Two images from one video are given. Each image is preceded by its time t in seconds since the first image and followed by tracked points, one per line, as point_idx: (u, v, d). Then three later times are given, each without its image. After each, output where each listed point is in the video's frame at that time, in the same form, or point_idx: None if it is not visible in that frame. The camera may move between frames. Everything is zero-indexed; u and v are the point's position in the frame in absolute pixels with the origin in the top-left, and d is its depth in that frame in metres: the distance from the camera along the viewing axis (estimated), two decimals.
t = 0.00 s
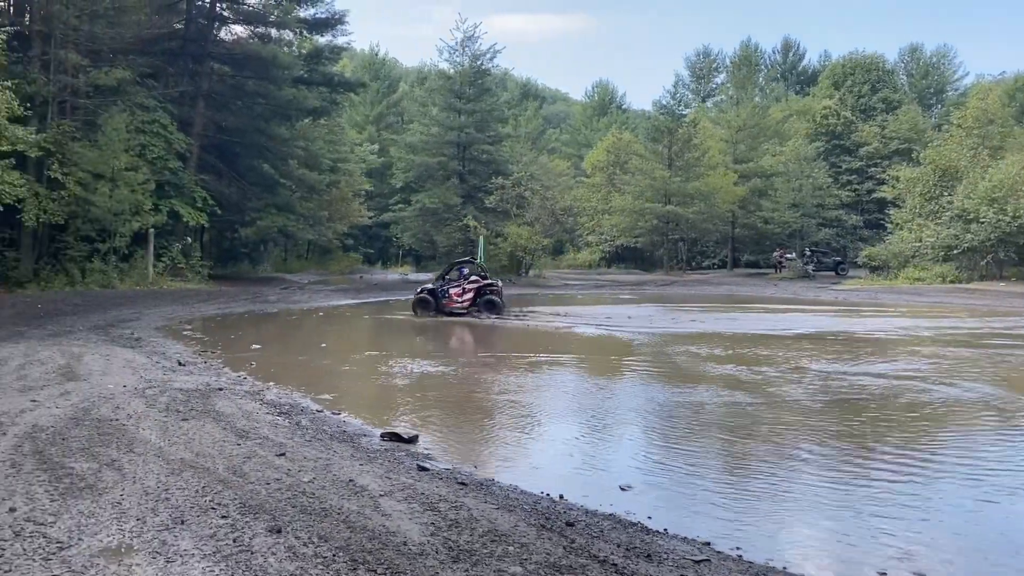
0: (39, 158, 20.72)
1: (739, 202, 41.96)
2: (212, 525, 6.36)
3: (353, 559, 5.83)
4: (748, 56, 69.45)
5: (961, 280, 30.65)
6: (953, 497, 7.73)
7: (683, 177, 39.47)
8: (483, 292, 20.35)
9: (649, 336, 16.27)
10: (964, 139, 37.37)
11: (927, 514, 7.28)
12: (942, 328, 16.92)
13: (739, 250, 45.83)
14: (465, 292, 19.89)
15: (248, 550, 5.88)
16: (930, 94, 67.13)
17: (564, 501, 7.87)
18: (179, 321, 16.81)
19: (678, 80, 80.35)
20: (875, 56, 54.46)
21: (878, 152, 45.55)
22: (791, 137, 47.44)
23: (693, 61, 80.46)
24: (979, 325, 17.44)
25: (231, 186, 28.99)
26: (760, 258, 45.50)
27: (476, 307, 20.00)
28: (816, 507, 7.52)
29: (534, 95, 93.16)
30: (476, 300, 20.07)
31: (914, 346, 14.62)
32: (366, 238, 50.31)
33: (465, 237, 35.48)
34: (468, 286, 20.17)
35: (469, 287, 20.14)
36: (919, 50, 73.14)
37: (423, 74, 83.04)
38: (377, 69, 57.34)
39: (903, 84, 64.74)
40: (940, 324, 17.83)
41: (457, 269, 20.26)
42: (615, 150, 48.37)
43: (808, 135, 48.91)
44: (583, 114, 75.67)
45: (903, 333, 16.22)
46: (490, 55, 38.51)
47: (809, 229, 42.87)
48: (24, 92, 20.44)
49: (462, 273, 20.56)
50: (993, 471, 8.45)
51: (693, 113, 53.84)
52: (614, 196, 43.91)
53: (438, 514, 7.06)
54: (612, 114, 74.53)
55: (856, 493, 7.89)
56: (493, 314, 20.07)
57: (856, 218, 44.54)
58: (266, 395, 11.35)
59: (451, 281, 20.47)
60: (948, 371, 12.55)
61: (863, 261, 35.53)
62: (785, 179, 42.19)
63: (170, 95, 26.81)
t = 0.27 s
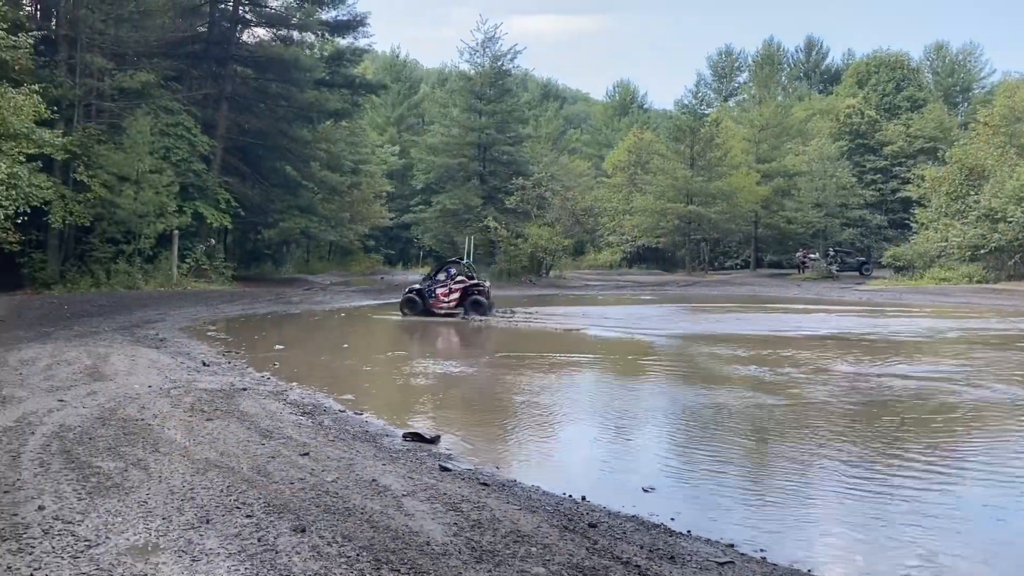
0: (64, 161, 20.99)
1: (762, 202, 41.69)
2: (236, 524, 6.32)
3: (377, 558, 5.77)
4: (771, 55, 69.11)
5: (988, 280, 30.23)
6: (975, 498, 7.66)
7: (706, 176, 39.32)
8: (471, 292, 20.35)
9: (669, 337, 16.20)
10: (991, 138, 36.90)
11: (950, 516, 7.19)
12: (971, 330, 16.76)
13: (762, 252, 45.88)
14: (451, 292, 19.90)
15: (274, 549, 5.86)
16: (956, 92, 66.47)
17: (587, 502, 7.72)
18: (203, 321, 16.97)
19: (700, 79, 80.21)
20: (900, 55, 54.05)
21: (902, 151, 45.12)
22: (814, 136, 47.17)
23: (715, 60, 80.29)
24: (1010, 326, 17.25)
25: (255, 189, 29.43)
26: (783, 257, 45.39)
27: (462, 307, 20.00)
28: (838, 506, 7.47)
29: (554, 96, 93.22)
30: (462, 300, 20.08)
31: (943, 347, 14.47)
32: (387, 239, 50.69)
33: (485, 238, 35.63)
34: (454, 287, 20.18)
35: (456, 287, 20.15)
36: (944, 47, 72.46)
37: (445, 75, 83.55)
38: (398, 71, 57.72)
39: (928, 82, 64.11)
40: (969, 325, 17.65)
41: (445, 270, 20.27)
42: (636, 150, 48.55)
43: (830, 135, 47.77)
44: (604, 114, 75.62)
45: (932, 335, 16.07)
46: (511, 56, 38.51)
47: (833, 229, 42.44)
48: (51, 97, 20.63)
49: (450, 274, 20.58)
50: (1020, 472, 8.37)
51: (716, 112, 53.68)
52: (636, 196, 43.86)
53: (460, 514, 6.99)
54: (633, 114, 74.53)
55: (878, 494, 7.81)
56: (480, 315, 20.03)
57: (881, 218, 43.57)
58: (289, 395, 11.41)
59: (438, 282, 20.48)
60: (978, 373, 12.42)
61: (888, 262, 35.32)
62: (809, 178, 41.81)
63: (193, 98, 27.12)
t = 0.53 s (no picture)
0: (89, 163, 21.38)
1: (783, 202, 41.51)
2: (259, 524, 6.11)
3: (398, 559, 5.55)
4: (791, 54, 68.79)
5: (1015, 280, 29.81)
6: (1001, 498, 7.54)
7: (727, 176, 39.11)
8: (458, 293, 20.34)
9: (689, 339, 16.07)
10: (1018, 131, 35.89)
11: (979, 518, 6.98)
12: (999, 331, 16.59)
13: (782, 253, 46.04)
14: (436, 293, 19.89)
15: (295, 550, 5.63)
16: (980, 91, 65.82)
17: (608, 504, 7.50)
18: (224, 322, 17.06)
19: (719, 79, 80.08)
20: (923, 53, 53.55)
21: (924, 151, 44.90)
22: (835, 135, 46.95)
23: (735, 60, 80.13)
24: None
25: (276, 191, 29.76)
26: (805, 258, 45.36)
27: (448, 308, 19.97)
28: (863, 506, 7.32)
29: (573, 97, 93.34)
30: (448, 301, 20.03)
31: (971, 350, 14.30)
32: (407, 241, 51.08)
33: (504, 239, 35.66)
34: (439, 288, 20.15)
35: (442, 288, 20.14)
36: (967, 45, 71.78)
37: (465, 77, 83.96)
38: (416, 73, 58.11)
39: (951, 81, 63.54)
40: (996, 326, 17.45)
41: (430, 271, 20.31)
42: (655, 149, 48.40)
43: (852, 134, 47.73)
44: (623, 114, 75.49)
45: (960, 337, 15.89)
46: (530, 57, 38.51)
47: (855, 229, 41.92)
48: (75, 100, 20.93)
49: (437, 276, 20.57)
50: None
51: (736, 112, 53.53)
52: (655, 197, 43.76)
53: (481, 515, 6.70)
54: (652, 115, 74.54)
55: (904, 495, 7.62)
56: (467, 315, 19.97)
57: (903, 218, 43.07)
58: (310, 397, 11.40)
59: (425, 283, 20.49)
60: (1006, 375, 12.26)
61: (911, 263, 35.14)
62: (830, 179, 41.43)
63: (214, 100, 27.45)
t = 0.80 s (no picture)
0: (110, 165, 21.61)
1: (801, 203, 41.32)
2: (278, 524, 6.04)
3: (417, 559, 5.49)
4: (809, 53, 68.50)
5: None
6: None
7: (745, 177, 38.95)
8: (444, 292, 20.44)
9: (707, 341, 15.99)
10: None
11: (999, 519, 6.91)
12: None
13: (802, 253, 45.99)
14: (419, 293, 20.00)
15: (313, 548, 5.57)
16: (1003, 89, 65.18)
17: (626, 505, 7.46)
18: (243, 323, 17.18)
19: (737, 79, 79.92)
20: (944, 51, 53.03)
21: (945, 150, 44.55)
22: (854, 135, 46.70)
23: (753, 60, 79.94)
24: None
25: (294, 193, 30.03)
26: (824, 258, 45.13)
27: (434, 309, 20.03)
28: (882, 506, 7.27)
29: (590, 98, 93.53)
30: (433, 301, 20.10)
31: (997, 351, 14.14)
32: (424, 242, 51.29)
33: (520, 240, 35.66)
34: (424, 289, 20.26)
35: (427, 288, 20.24)
36: (989, 44, 71.07)
37: (482, 78, 84.38)
38: (433, 75, 58.40)
39: (973, 80, 62.93)
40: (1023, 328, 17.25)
41: (416, 271, 20.51)
42: (672, 150, 48.37)
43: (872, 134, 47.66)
44: (640, 115, 75.45)
45: (986, 338, 15.73)
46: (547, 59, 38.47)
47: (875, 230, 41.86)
48: (96, 103, 21.13)
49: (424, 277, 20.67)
50: None
51: (755, 113, 53.38)
52: (673, 197, 43.67)
53: (499, 515, 6.62)
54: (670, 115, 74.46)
55: (923, 496, 7.55)
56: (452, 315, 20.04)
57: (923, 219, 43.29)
58: (328, 397, 11.42)
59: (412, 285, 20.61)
60: None
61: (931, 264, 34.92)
62: (849, 179, 41.17)
63: (233, 103, 27.75)
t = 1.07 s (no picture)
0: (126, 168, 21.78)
1: (817, 203, 41.10)
2: (293, 525, 6.05)
3: (431, 560, 5.49)
4: (824, 53, 68.23)
5: None
6: None
7: (760, 178, 38.81)
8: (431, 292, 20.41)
9: (722, 343, 15.93)
10: None
11: (1016, 522, 6.87)
12: None
13: (816, 255, 45.75)
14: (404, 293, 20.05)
15: (328, 549, 5.58)
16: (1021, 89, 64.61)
17: (640, 507, 7.45)
18: (258, 324, 17.29)
19: (751, 79, 79.76)
20: (961, 51, 52.71)
21: (962, 151, 44.23)
22: (870, 136, 46.49)
23: (767, 61, 79.74)
24: None
25: (308, 195, 30.26)
26: (839, 260, 44.90)
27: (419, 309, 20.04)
28: (897, 507, 7.27)
29: (603, 99, 93.63)
30: (418, 301, 20.13)
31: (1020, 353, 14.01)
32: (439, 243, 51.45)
33: (534, 241, 35.60)
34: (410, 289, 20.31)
35: (412, 288, 20.28)
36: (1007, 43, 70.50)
37: (496, 80, 84.69)
38: (446, 77, 58.65)
39: (991, 79, 62.44)
40: None
41: (404, 272, 20.58)
42: (686, 152, 48.32)
43: (887, 135, 47.51)
44: (654, 116, 75.40)
45: (1008, 340, 15.59)
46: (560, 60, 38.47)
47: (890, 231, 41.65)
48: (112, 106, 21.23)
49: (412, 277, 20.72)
50: None
51: (770, 113, 53.24)
52: (686, 198, 43.59)
53: (513, 517, 6.61)
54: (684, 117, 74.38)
55: (937, 498, 7.54)
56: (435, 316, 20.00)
57: (940, 219, 43.04)
58: (343, 399, 11.46)
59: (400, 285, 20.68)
60: None
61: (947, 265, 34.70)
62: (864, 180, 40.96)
63: (248, 106, 27.97)
